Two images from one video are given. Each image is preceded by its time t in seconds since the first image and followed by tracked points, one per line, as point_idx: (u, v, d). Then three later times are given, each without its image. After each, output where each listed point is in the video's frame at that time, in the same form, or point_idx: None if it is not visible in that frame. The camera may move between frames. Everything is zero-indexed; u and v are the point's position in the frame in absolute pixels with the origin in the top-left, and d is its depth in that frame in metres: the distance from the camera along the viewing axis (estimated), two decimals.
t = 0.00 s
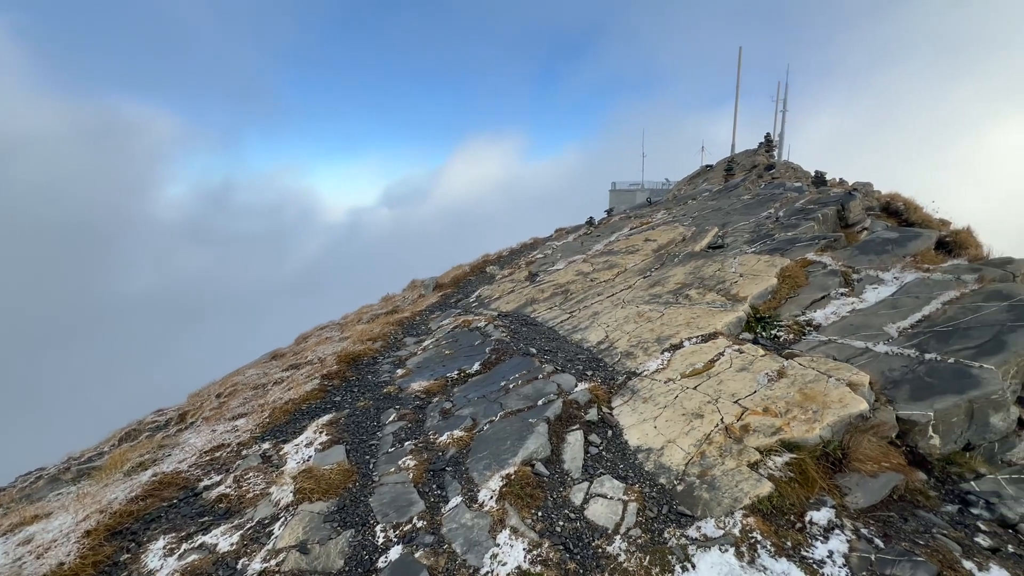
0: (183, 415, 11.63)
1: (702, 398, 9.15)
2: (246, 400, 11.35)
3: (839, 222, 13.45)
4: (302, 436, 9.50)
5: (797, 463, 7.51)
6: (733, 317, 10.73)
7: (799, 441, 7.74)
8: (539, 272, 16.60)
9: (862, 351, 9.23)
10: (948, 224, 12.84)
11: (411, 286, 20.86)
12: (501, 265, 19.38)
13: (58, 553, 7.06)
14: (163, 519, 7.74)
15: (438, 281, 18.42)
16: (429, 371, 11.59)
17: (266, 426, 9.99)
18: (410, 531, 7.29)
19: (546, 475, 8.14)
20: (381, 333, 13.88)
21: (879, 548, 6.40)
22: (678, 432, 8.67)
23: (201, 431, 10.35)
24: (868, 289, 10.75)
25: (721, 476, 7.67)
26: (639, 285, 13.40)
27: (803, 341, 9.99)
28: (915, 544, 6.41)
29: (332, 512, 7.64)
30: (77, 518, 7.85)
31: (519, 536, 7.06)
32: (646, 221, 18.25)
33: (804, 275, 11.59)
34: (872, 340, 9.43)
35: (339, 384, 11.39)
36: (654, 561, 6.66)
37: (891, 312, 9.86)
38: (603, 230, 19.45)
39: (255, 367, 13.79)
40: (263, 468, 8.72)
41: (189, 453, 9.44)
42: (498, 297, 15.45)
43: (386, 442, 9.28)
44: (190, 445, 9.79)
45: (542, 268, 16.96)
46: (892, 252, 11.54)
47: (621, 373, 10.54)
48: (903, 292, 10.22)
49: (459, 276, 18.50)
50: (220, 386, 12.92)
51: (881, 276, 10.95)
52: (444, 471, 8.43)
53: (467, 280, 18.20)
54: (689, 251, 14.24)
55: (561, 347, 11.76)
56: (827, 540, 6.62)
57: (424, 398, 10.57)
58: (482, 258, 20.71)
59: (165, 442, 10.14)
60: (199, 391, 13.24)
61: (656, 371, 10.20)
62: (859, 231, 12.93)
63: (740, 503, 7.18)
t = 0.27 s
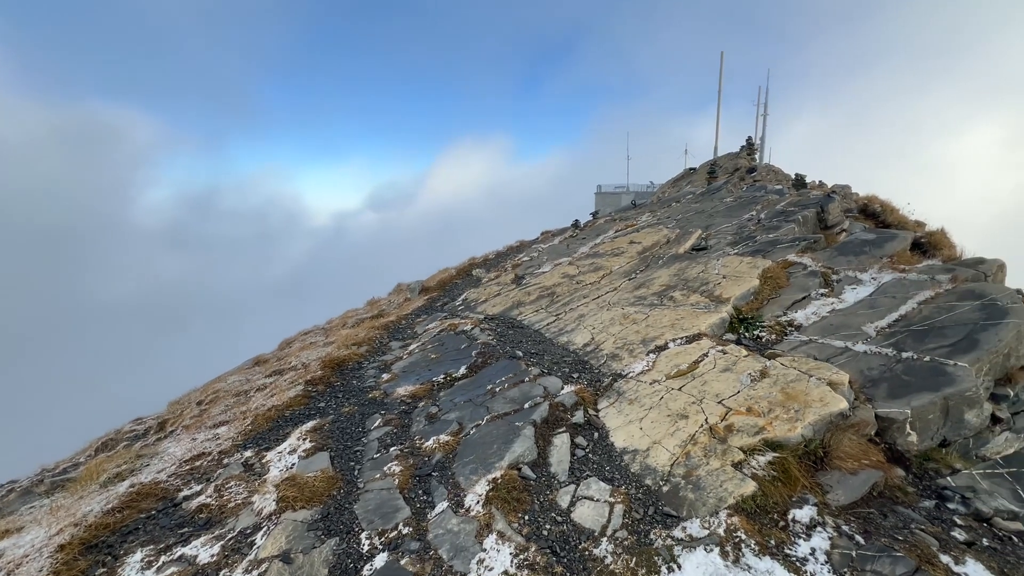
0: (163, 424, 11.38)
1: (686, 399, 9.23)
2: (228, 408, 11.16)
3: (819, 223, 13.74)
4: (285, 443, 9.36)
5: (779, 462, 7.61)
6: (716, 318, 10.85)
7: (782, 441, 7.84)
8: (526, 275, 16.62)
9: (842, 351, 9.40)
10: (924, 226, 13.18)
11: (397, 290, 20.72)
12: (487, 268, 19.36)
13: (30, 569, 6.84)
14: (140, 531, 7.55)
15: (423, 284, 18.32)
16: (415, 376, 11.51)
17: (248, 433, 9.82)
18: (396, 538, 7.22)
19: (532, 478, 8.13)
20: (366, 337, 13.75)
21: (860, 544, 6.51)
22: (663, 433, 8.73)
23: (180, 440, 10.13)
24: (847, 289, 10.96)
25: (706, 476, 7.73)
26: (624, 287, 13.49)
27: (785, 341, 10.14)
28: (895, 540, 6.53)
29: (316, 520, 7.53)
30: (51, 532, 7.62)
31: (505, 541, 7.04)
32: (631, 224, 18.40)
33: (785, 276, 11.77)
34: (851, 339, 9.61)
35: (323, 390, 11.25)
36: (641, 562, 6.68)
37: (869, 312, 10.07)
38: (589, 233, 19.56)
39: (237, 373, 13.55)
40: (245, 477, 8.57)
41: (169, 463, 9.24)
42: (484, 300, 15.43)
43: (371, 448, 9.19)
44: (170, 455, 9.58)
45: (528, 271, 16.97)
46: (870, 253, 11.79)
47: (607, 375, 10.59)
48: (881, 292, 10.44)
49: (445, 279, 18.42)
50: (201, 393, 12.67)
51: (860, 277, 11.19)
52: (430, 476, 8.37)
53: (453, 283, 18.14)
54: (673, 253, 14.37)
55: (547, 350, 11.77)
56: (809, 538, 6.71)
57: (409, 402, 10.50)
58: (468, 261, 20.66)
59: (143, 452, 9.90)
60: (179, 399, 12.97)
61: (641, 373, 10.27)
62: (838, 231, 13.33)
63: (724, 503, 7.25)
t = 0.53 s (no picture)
0: (143, 433, 11.15)
1: (672, 400, 9.31)
2: (210, 415, 10.97)
3: (800, 225, 13.99)
4: (269, 450, 9.22)
5: (763, 461, 7.70)
6: (700, 320, 10.98)
7: (765, 440, 7.94)
8: (512, 278, 16.64)
9: (823, 351, 9.57)
10: (901, 227, 13.49)
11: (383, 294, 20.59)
12: (474, 271, 19.35)
13: None
14: (118, 543, 7.37)
15: (410, 288, 18.23)
16: (401, 380, 11.44)
17: (230, 441, 9.66)
18: (382, 544, 7.15)
19: (519, 482, 8.12)
20: (352, 342, 13.63)
21: (842, 541, 6.62)
22: (649, 434, 8.79)
23: (160, 449, 9.93)
24: (827, 290, 11.18)
25: (691, 476, 7.80)
26: (610, 290, 13.58)
27: (767, 341, 10.30)
28: (875, 536, 6.66)
29: (300, 528, 7.43)
30: (24, 546, 7.42)
31: (492, 545, 7.01)
32: (617, 226, 18.55)
33: (767, 277, 11.96)
34: (831, 339, 9.79)
35: (308, 396, 11.12)
36: (627, 563, 6.72)
37: (848, 312, 10.28)
38: (575, 235, 19.66)
39: (219, 380, 13.34)
40: (227, 485, 8.42)
41: (148, 473, 9.04)
42: (471, 303, 15.40)
43: (357, 453, 9.11)
44: (149, 464, 9.38)
45: (515, 274, 17.00)
46: (849, 254, 12.03)
47: (593, 377, 10.63)
48: (860, 292, 10.67)
49: (431, 282, 18.36)
50: (182, 401, 12.43)
51: (839, 277, 11.41)
52: (416, 481, 8.31)
53: (440, 286, 18.09)
54: (658, 256, 14.52)
55: (534, 353, 11.79)
56: (793, 536, 6.81)
57: (396, 407, 10.42)
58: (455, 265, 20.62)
59: (121, 462, 9.68)
60: (160, 407, 12.73)
61: (627, 375, 10.34)
62: (818, 233, 13.52)
63: (709, 502, 7.31)
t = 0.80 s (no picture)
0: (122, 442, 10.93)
1: (657, 402, 9.38)
2: (192, 423, 10.79)
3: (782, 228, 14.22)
4: (252, 458, 9.10)
5: (747, 461, 7.80)
6: (685, 322, 11.09)
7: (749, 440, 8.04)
8: (500, 281, 16.65)
9: (805, 351, 9.73)
10: (879, 229, 13.79)
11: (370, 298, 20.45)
12: (461, 274, 19.32)
13: None
14: (95, 556, 7.20)
15: (396, 292, 18.13)
16: (388, 385, 11.37)
17: (213, 449, 9.51)
18: (368, 551, 7.09)
19: (506, 485, 8.12)
20: (338, 346, 13.52)
21: (823, 538, 6.73)
22: (635, 436, 8.85)
23: (140, 458, 9.74)
24: (809, 291, 11.37)
25: (677, 477, 7.86)
26: (596, 292, 13.65)
27: (751, 342, 10.44)
28: (856, 533, 6.78)
29: (284, 537, 7.33)
30: None
31: (479, 549, 6.99)
32: (603, 229, 18.68)
33: (750, 279, 12.13)
34: (813, 339, 9.96)
35: (293, 402, 11.00)
36: (614, 565, 6.74)
37: (829, 313, 10.47)
38: (562, 238, 19.75)
39: (202, 386, 13.13)
40: (210, 494, 8.28)
41: (127, 483, 8.86)
42: (458, 307, 15.37)
43: (342, 460, 9.03)
44: (129, 474, 9.19)
45: (502, 277, 17.01)
46: (829, 256, 12.26)
47: (580, 379, 10.67)
48: (840, 293, 10.88)
49: (418, 286, 18.28)
50: (163, 409, 12.21)
51: (820, 279, 11.62)
52: (402, 487, 8.26)
53: (427, 290, 18.02)
54: (644, 258, 14.64)
55: (521, 356, 11.80)
56: (776, 534, 6.90)
57: (382, 412, 10.35)
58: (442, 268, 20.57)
59: (99, 472, 9.47)
60: (140, 415, 12.48)
61: (613, 377, 10.39)
62: (800, 236, 13.76)
63: (695, 503, 7.38)
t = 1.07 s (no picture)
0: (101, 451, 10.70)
1: (644, 403, 9.44)
2: (174, 431, 10.60)
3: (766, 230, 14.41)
4: (236, 466, 8.96)
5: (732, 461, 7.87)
6: (671, 323, 11.18)
7: (734, 440, 8.11)
8: (487, 284, 16.63)
9: (788, 352, 9.87)
10: (860, 231, 14.05)
11: (357, 301, 20.30)
12: (449, 277, 19.27)
13: None
14: (72, 569, 7.03)
15: (384, 296, 18.01)
16: (374, 389, 11.28)
17: (195, 457, 9.35)
18: (353, 558, 7.02)
19: (494, 489, 8.10)
20: (324, 351, 13.39)
21: (807, 537, 6.81)
22: (622, 438, 8.89)
23: (120, 468, 9.53)
24: (792, 292, 11.54)
25: (663, 478, 7.91)
26: (583, 295, 13.70)
27: (736, 343, 10.56)
28: (838, 531, 6.88)
29: (268, 545, 7.22)
30: None
31: (467, 554, 6.96)
32: (590, 232, 18.78)
33: (735, 281, 12.27)
34: (796, 340, 10.10)
35: (277, 408, 10.86)
36: (601, 568, 6.76)
37: (812, 313, 10.63)
38: (549, 241, 19.81)
39: (184, 393, 12.91)
40: (191, 503, 8.14)
41: (106, 493, 8.67)
42: (446, 310, 15.32)
43: (328, 466, 8.93)
44: (108, 484, 9.00)
45: (490, 280, 17.00)
46: (812, 257, 12.46)
47: (567, 382, 10.70)
48: (822, 294, 11.05)
49: (406, 290, 18.19)
50: (144, 416, 11.98)
51: (803, 280, 11.80)
52: (389, 493, 8.20)
53: (414, 294, 17.94)
54: (630, 261, 14.74)
55: (509, 359, 11.79)
56: (761, 534, 6.97)
57: (369, 417, 10.26)
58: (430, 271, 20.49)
59: (77, 482, 9.25)
60: (120, 423, 12.23)
61: (601, 379, 10.43)
62: (783, 237, 13.96)
63: (681, 504, 7.43)
